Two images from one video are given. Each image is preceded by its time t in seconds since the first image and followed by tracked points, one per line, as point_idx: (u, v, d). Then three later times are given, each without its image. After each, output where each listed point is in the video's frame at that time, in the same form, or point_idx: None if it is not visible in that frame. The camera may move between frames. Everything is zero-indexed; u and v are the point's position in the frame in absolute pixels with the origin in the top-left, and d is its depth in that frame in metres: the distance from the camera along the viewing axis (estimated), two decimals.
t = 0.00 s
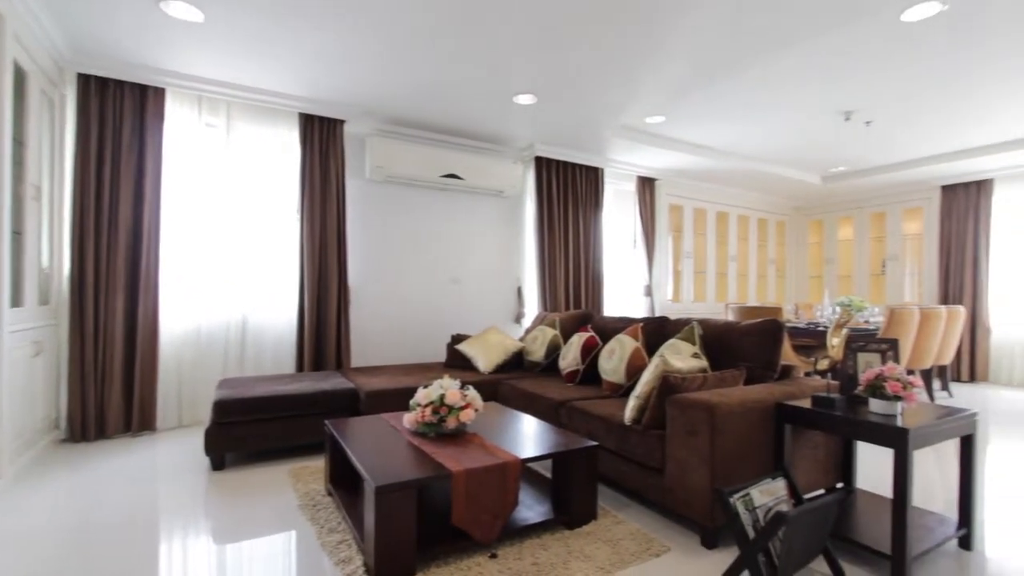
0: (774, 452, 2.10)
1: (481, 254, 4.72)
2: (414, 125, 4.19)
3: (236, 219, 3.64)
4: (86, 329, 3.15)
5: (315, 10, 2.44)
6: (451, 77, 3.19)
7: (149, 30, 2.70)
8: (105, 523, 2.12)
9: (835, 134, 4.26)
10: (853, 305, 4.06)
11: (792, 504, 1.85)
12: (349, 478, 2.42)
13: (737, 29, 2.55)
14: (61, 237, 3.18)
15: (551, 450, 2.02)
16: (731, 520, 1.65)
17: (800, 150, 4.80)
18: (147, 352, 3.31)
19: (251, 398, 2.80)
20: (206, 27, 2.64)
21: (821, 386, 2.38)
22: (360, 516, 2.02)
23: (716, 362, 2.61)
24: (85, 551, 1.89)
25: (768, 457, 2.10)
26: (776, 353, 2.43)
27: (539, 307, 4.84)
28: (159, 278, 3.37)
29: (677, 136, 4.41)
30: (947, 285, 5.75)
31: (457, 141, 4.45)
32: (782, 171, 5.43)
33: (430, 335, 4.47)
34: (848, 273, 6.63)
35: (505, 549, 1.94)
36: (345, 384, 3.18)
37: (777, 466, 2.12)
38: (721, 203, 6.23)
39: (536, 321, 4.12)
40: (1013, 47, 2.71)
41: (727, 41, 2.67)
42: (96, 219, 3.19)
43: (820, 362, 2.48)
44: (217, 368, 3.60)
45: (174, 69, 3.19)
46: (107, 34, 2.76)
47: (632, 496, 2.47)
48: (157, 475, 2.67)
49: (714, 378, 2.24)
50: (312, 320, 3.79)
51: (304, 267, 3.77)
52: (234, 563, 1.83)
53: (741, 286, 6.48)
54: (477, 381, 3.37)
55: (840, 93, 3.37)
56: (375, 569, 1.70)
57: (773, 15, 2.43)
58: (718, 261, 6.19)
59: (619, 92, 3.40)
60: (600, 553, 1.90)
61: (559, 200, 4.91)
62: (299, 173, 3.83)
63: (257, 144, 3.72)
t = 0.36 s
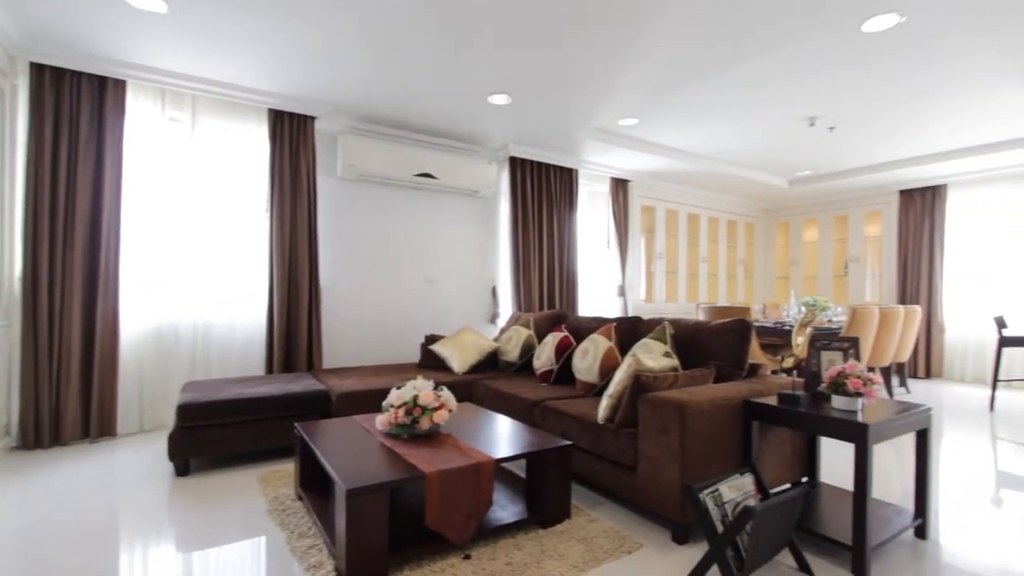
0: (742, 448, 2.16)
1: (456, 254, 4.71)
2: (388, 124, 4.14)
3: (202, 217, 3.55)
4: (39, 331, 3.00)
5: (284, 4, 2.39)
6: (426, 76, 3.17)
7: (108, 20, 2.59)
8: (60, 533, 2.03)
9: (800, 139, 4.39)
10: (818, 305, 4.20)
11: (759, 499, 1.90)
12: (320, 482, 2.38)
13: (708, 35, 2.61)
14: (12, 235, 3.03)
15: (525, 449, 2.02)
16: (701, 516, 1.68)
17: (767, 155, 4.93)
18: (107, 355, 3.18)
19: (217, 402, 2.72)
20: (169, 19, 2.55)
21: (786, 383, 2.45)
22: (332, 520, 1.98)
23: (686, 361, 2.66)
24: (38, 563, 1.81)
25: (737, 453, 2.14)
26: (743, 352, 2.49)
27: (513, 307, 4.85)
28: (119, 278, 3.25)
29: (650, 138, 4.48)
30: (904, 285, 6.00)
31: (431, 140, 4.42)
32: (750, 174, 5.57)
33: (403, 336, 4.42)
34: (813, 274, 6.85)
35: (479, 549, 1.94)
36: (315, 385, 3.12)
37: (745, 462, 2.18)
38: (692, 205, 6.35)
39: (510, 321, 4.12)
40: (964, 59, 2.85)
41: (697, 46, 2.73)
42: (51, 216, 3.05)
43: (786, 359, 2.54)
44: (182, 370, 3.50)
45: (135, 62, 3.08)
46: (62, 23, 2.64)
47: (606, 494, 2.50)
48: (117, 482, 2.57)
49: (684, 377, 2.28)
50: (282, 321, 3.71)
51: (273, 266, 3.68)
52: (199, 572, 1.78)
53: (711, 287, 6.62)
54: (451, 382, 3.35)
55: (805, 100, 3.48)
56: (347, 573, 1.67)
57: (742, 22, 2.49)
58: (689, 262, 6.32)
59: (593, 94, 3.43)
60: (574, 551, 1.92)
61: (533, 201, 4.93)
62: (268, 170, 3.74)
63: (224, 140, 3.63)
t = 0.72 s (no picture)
0: (713, 446, 2.20)
1: (432, 254, 4.67)
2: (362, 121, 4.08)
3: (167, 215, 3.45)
4: None
5: None
6: (401, 74, 3.14)
7: (65, 10, 2.48)
8: (14, 544, 1.94)
9: (770, 143, 4.50)
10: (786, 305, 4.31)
11: (730, 494, 1.94)
12: (292, 486, 2.32)
13: (681, 39, 2.65)
14: None
15: (501, 450, 2.02)
16: (673, 512, 1.71)
17: (739, 157, 5.05)
18: (65, 359, 3.05)
19: (184, 405, 2.63)
20: (132, 10, 2.46)
21: (756, 380, 2.51)
22: (303, 525, 1.94)
23: (660, 360, 2.70)
24: None
25: (709, 450, 2.19)
26: (715, 351, 2.54)
27: (489, 307, 4.84)
28: (79, 277, 3.12)
29: (625, 140, 4.53)
30: (868, 285, 6.22)
31: (407, 138, 4.38)
32: (722, 176, 5.69)
33: (378, 337, 4.37)
34: (782, 274, 7.04)
35: (455, 551, 1.93)
36: (287, 387, 3.06)
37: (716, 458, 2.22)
38: (666, 206, 6.46)
39: (486, 321, 4.12)
40: (923, 68, 2.96)
41: (671, 50, 2.78)
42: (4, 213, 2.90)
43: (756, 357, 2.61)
44: (146, 373, 3.39)
45: (96, 55, 2.96)
46: (15, 12, 2.52)
47: (581, 492, 2.51)
48: (76, 489, 2.47)
49: (658, 375, 2.31)
50: (252, 322, 3.62)
51: (243, 266, 3.59)
52: None
53: (684, 287, 6.74)
54: (426, 382, 3.33)
55: (774, 104, 3.57)
56: None
57: (713, 28, 2.54)
58: (663, 262, 6.42)
59: (568, 95, 3.45)
60: (549, 550, 1.93)
61: (509, 201, 4.93)
62: (237, 168, 3.66)
63: (190, 135, 3.52)
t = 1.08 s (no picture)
0: (685, 443, 2.24)
1: (406, 254, 4.63)
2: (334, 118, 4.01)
3: (129, 213, 3.33)
4: None
5: None
6: (375, 71, 3.10)
7: None
8: None
9: (739, 146, 4.61)
10: (755, 305, 4.42)
11: (700, 491, 1.97)
12: (261, 490, 2.27)
13: (653, 44, 2.70)
14: None
15: (475, 450, 2.01)
16: (646, 509, 1.73)
17: (709, 160, 5.15)
18: (17, 363, 2.91)
19: (148, 409, 2.55)
20: None
21: (725, 378, 2.57)
22: (273, 530, 1.90)
23: (633, 359, 2.73)
24: None
25: (681, 447, 2.22)
26: (687, 350, 2.59)
27: (464, 307, 4.82)
28: (33, 278, 2.98)
29: (599, 142, 4.57)
30: (832, 286, 6.43)
31: (380, 136, 4.33)
32: (693, 178, 5.79)
33: (351, 338, 4.31)
34: (751, 275, 7.22)
35: (429, 553, 1.91)
36: (256, 390, 2.98)
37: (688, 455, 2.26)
38: (639, 208, 6.54)
39: (462, 321, 4.10)
40: (883, 76, 3.08)
41: (643, 54, 2.81)
42: None
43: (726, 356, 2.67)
44: (106, 377, 3.27)
45: (52, 46, 2.83)
46: None
47: (556, 492, 2.53)
48: (30, 499, 2.36)
49: (631, 374, 2.34)
50: (220, 323, 3.52)
51: (209, 265, 3.50)
52: None
53: (657, 287, 6.84)
54: (400, 383, 3.30)
55: (743, 109, 3.66)
56: None
57: (685, 33, 2.59)
58: (636, 263, 6.50)
59: (543, 96, 3.46)
60: (524, 550, 1.93)
61: (485, 201, 4.92)
62: (204, 164, 3.56)
63: (154, 130, 3.41)
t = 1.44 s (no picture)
0: (657, 441, 2.27)
1: (380, 254, 4.57)
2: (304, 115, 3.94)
3: (88, 210, 3.20)
4: None
5: None
6: (348, 68, 3.06)
7: None
8: None
9: (710, 150, 4.71)
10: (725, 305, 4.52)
11: (672, 488, 2.01)
12: (229, 496, 2.21)
13: (627, 47, 2.73)
14: None
15: (449, 451, 2.00)
16: (618, 506, 1.75)
17: (681, 163, 5.24)
18: None
19: (107, 414, 2.45)
20: None
21: (696, 377, 2.62)
22: (241, 537, 1.85)
23: (606, 359, 2.76)
24: None
25: (653, 445, 2.25)
26: (659, 349, 2.63)
27: (438, 308, 4.79)
28: None
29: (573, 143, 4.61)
30: (798, 286, 6.63)
31: (353, 134, 4.27)
32: (666, 180, 5.89)
33: (322, 338, 4.23)
34: (721, 275, 7.38)
35: (402, 556, 1.89)
36: (223, 393, 2.90)
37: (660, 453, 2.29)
38: (613, 209, 6.62)
39: (436, 321, 4.08)
40: (846, 83, 3.19)
41: (617, 57, 2.85)
42: None
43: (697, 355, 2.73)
44: (63, 381, 3.13)
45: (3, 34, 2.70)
46: None
47: (530, 491, 2.53)
48: None
49: (604, 374, 2.36)
50: (185, 325, 3.41)
51: (174, 265, 3.39)
52: None
53: (631, 287, 6.94)
54: (373, 384, 3.25)
55: (714, 113, 3.74)
56: None
57: (658, 36, 2.62)
58: (610, 264, 6.58)
59: (518, 96, 3.47)
60: (498, 551, 1.93)
61: (459, 201, 4.90)
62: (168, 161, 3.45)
63: (115, 125, 3.29)
